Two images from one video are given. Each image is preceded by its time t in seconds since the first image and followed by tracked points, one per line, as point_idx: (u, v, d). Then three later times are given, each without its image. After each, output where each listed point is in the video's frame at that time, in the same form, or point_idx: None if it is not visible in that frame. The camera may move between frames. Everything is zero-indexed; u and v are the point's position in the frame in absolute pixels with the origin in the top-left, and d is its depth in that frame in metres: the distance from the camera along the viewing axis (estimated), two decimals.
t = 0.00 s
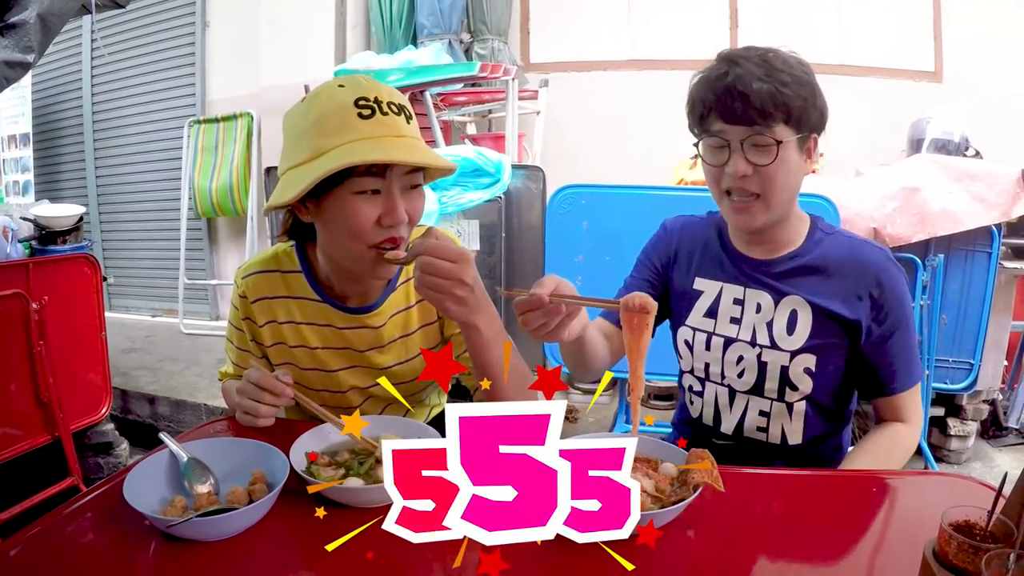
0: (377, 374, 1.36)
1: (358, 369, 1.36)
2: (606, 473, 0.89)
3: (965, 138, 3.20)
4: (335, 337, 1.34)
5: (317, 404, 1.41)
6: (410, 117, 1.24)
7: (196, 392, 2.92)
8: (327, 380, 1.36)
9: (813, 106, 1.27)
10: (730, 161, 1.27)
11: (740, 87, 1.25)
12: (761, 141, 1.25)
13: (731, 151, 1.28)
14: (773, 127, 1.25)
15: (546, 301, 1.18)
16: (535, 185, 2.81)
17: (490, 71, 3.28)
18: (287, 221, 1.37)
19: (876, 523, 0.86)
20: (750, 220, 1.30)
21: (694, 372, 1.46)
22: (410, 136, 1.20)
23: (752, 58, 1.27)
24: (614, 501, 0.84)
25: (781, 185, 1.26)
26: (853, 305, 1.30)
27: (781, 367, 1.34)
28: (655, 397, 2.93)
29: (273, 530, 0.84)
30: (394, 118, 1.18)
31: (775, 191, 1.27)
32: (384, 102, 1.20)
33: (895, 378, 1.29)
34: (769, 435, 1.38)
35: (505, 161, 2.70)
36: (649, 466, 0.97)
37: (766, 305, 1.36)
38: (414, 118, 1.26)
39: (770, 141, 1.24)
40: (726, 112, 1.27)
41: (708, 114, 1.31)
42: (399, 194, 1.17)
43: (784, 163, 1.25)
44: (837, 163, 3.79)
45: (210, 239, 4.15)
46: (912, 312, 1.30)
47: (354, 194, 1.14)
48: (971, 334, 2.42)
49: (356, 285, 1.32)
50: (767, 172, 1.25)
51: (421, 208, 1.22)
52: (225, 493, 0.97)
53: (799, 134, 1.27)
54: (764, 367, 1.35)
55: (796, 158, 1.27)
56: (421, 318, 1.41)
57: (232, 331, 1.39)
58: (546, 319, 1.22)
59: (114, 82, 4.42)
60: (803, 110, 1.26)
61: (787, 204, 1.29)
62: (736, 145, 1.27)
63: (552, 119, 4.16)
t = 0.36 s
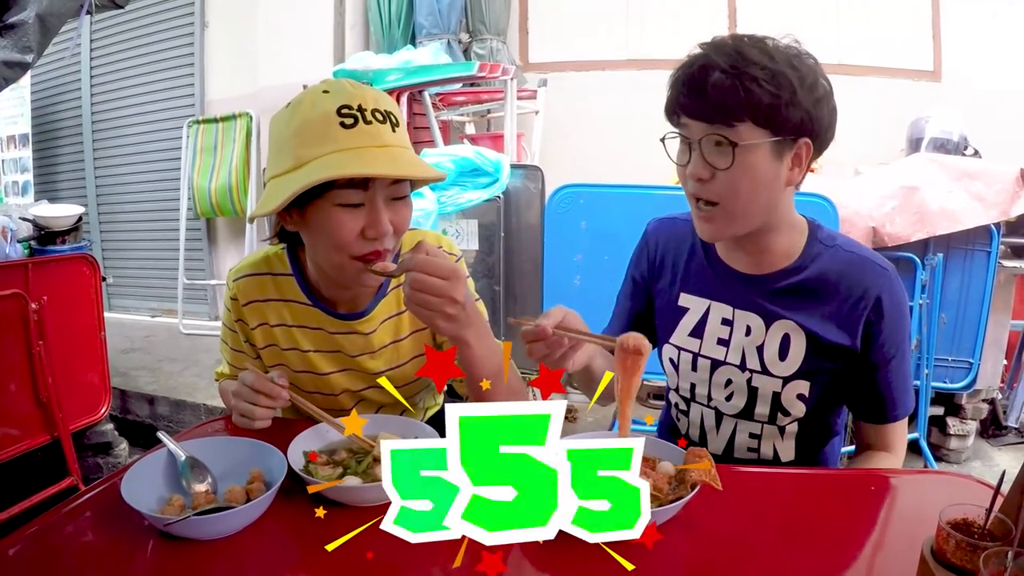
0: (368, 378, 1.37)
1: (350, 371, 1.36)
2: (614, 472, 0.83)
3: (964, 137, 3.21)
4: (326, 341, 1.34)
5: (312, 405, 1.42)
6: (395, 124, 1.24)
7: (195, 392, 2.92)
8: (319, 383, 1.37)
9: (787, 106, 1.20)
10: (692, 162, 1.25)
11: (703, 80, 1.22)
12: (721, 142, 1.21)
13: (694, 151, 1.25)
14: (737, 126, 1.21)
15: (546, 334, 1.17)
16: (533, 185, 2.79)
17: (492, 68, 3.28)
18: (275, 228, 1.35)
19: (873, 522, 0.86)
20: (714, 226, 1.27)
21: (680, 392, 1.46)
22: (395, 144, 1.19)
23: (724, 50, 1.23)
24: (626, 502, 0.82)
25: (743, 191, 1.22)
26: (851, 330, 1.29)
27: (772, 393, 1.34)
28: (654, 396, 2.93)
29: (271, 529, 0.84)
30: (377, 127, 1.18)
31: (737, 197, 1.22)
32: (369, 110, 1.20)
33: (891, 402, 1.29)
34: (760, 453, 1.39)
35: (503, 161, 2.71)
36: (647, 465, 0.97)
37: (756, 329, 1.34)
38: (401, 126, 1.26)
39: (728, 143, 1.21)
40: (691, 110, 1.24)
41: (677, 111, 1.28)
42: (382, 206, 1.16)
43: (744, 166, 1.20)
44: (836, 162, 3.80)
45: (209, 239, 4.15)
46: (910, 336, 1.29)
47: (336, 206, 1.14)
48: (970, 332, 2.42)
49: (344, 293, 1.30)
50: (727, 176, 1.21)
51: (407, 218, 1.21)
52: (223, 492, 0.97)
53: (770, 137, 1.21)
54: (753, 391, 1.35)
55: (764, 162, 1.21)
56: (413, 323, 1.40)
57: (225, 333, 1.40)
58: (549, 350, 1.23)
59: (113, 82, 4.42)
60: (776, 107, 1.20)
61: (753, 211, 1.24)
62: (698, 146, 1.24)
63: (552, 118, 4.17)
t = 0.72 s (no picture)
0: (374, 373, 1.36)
1: (357, 366, 1.36)
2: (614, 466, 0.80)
3: (970, 137, 3.20)
4: (333, 336, 1.34)
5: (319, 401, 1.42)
6: (401, 118, 1.23)
7: (201, 391, 2.93)
8: (325, 378, 1.36)
9: (786, 100, 1.20)
10: (693, 157, 1.24)
11: (702, 75, 1.22)
12: (722, 136, 1.21)
13: (696, 147, 1.25)
14: (737, 120, 1.21)
15: (565, 372, 1.15)
16: (540, 185, 2.77)
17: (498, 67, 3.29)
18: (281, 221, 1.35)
19: (881, 523, 0.85)
20: (718, 222, 1.26)
21: (687, 393, 1.45)
22: (400, 138, 1.19)
23: (722, 48, 1.24)
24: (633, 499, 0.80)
25: (746, 185, 1.21)
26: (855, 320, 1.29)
27: (781, 387, 1.33)
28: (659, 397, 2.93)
29: (277, 530, 0.84)
30: (382, 120, 1.17)
31: (740, 191, 1.21)
32: (374, 104, 1.19)
33: (898, 390, 1.29)
34: (769, 451, 1.38)
35: (510, 161, 2.70)
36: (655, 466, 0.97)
37: (763, 324, 1.33)
38: (406, 120, 1.25)
39: (729, 136, 1.21)
40: (693, 106, 1.25)
41: (680, 108, 1.29)
42: (388, 199, 1.16)
43: (746, 158, 1.20)
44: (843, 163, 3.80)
45: (214, 238, 4.15)
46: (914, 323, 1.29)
47: (343, 198, 1.14)
48: (977, 333, 2.41)
49: (349, 285, 1.32)
50: (728, 169, 1.20)
51: (411, 211, 1.22)
52: (229, 491, 0.97)
53: (770, 130, 1.21)
54: (761, 387, 1.35)
55: (765, 155, 1.20)
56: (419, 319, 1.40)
57: (232, 330, 1.40)
58: (565, 386, 1.18)
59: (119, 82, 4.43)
60: (776, 100, 1.19)
61: (755, 205, 1.23)
62: (700, 141, 1.24)
63: (558, 118, 4.18)
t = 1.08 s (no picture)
0: (385, 364, 1.36)
1: (367, 357, 1.36)
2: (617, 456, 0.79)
3: (979, 137, 3.19)
4: (345, 326, 1.34)
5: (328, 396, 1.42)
6: (416, 110, 1.22)
7: (208, 389, 2.94)
8: (336, 369, 1.36)
9: (787, 96, 1.20)
10: (697, 150, 1.26)
11: (707, 71, 1.23)
12: (725, 130, 1.22)
13: (700, 139, 1.26)
14: (740, 114, 1.21)
15: (575, 369, 1.15)
16: (547, 184, 2.77)
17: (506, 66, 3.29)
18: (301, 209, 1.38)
19: (889, 525, 0.85)
20: (722, 213, 1.26)
21: (698, 386, 1.44)
22: (414, 128, 1.19)
23: (727, 45, 1.24)
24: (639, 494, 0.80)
25: (747, 178, 1.21)
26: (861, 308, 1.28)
27: (792, 376, 1.33)
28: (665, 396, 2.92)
29: (283, 528, 0.84)
30: (399, 110, 1.17)
31: (740, 185, 1.22)
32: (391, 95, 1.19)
33: (901, 380, 1.26)
34: (780, 445, 1.37)
35: (517, 159, 2.71)
36: (662, 466, 0.97)
37: (773, 316, 1.33)
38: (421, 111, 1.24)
39: (731, 130, 1.21)
40: (698, 100, 1.26)
41: (687, 102, 1.30)
42: (401, 185, 1.17)
43: (746, 152, 1.20)
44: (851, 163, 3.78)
45: (222, 236, 4.17)
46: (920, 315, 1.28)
47: (358, 182, 1.15)
48: (984, 334, 2.40)
49: (363, 273, 1.31)
50: (729, 162, 1.21)
51: (423, 198, 1.23)
52: (236, 489, 0.97)
53: (772, 125, 1.21)
54: (773, 377, 1.34)
55: (767, 149, 1.20)
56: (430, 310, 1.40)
57: (244, 323, 1.40)
58: (575, 383, 1.18)
59: (126, 80, 4.45)
60: (778, 96, 1.19)
61: (757, 198, 1.23)
62: (704, 134, 1.25)
63: (565, 118, 4.18)
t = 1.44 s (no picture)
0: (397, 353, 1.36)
1: (378, 347, 1.37)
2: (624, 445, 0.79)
3: (986, 132, 3.18)
4: (357, 315, 1.35)
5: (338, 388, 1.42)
6: (420, 91, 1.24)
7: (215, 382, 2.96)
8: (348, 358, 1.36)
9: (791, 92, 1.19)
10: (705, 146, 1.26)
11: (712, 69, 1.24)
12: (731, 126, 1.22)
13: (708, 136, 1.27)
14: (745, 111, 1.21)
15: (578, 361, 1.15)
16: (554, 177, 2.78)
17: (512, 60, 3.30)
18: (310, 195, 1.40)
19: (893, 518, 0.85)
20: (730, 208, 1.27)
21: (705, 375, 1.44)
22: (418, 106, 1.21)
23: (732, 43, 1.24)
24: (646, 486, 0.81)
25: (752, 174, 1.21)
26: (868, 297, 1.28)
27: (798, 366, 1.33)
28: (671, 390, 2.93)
29: (292, 520, 0.85)
30: (401, 90, 1.18)
31: (746, 181, 1.22)
32: (395, 78, 1.20)
33: (907, 370, 1.26)
34: (785, 436, 1.38)
35: (524, 153, 2.72)
36: (668, 459, 0.97)
37: (781, 307, 1.33)
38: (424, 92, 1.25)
39: (736, 126, 1.21)
40: (704, 97, 1.26)
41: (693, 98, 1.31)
42: (409, 158, 1.20)
43: (752, 149, 1.20)
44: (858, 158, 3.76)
45: (228, 230, 4.19)
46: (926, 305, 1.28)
47: (369, 159, 1.18)
48: (990, 329, 2.40)
49: (376, 265, 1.32)
50: (735, 158, 1.22)
51: (431, 173, 1.24)
52: (246, 481, 0.98)
53: (777, 121, 1.21)
54: (779, 367, 1.34)
55: (772, 145, 1.20)
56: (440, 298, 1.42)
57: (256, 315, 1.41)
58: (578, 374, 1.17)
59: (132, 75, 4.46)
60: (782, 92, 1.19)
61: (764, 193, 1.23)
62: (711, 131, 1.25)
63: (572, 112, 4.19)
